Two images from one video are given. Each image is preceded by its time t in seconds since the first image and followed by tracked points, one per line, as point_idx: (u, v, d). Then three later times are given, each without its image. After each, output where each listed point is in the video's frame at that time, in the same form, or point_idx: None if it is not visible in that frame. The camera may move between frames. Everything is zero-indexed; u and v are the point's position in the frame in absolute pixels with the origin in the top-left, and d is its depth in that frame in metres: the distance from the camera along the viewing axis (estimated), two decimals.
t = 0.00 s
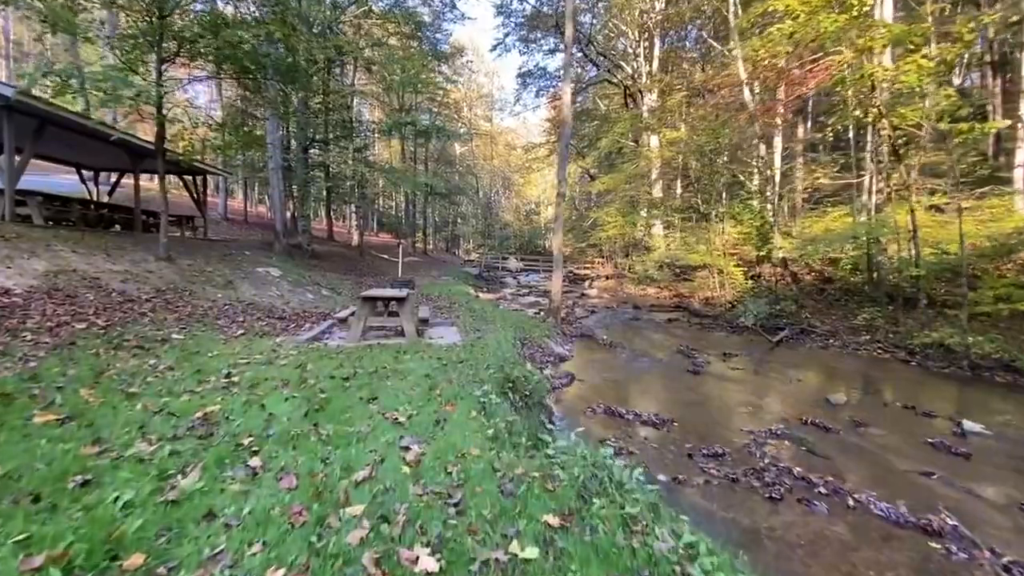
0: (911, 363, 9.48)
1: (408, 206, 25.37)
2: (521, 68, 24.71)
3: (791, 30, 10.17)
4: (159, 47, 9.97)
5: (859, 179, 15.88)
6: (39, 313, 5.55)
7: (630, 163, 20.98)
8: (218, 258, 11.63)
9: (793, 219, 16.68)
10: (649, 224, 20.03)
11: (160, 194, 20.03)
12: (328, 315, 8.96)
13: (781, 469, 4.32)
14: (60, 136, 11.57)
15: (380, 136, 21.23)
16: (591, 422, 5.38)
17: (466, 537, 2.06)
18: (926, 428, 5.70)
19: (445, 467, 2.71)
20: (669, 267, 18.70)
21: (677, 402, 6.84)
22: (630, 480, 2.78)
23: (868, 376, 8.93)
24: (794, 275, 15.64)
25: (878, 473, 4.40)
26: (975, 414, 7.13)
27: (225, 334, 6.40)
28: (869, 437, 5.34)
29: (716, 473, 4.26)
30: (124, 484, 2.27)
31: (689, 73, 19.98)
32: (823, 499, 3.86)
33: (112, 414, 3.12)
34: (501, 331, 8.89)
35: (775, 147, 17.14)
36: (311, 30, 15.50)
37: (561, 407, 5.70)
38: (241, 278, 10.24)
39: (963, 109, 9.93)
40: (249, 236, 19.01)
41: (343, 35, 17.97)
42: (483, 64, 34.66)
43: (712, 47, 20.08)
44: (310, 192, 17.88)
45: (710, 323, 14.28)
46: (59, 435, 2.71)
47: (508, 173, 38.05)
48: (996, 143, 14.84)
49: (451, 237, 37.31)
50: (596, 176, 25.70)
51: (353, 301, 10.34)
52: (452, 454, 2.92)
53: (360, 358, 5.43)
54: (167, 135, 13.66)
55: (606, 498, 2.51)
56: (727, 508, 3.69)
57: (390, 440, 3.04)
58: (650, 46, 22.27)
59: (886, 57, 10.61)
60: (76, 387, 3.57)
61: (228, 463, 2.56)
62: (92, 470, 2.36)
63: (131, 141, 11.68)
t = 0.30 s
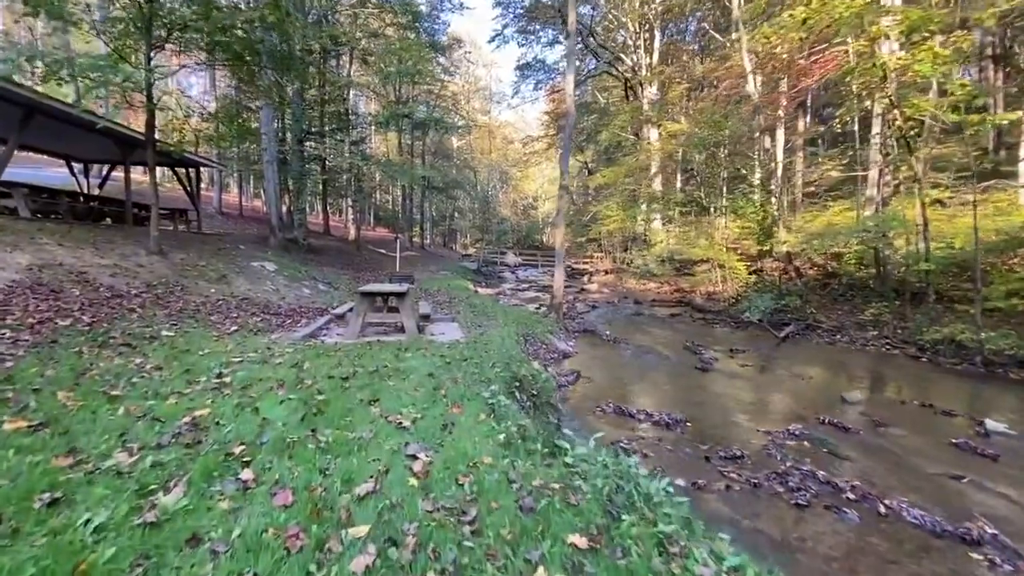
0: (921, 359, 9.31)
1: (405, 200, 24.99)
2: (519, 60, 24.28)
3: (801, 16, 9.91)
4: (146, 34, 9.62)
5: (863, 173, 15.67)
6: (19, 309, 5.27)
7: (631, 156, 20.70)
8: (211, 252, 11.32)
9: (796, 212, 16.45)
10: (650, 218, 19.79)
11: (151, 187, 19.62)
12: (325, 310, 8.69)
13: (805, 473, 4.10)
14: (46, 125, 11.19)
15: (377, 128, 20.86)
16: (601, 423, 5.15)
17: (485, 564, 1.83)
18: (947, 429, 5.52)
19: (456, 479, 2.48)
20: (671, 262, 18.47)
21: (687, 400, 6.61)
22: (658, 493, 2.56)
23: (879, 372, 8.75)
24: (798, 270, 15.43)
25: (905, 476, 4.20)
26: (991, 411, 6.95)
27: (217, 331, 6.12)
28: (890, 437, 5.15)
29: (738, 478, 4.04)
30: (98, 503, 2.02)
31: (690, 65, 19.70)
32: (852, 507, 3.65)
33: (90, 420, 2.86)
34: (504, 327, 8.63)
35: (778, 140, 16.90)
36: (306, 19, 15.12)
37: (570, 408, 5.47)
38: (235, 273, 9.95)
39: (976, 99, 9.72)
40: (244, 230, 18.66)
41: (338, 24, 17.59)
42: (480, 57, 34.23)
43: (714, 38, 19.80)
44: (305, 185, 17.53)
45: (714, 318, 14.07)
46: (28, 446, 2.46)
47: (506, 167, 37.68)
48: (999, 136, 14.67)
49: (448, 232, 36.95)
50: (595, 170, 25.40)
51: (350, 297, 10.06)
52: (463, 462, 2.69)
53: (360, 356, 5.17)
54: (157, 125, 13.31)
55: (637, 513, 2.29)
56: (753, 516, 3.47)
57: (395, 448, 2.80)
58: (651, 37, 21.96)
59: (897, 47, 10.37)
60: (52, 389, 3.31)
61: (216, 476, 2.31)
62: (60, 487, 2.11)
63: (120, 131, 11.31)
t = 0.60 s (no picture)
0: (933, 355, 9.14)
1: (403, 192, 24.66)
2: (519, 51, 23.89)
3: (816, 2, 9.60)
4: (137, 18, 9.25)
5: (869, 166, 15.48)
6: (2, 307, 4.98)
7: (631, 148, 20.43)
8: (206, 246, 11.02)
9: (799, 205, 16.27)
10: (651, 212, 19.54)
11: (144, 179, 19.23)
12: (324, 306, 8.43)
13: (834, 481, 3.89)
14: (33, 113, 10.79)
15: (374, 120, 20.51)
16: (615, 425, 4.93)
17: None
18: (972, 429, 5.34)
19: (476, 499, 2.25)
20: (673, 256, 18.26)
21: (700, 397, 6.40)
22: (698, 514, 2.34)
23: (892, 369, 8.56)
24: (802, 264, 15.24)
25: (938, 483, 4.00)
26: (1010, 409, 6.78)
27: (212, 329, 5.86)
28: (916, 439, 4.95)
29: (764, 485, 3.83)
30: (76, 536, 1.79)
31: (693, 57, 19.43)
32: (889, 518, 3.45)
33: (71, 432, 2.61)
34: (508, 323, 8.40)
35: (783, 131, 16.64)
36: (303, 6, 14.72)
37: (580, 409, 5.24)
38: (231, 267, 9.67)
39: (995, 90, 9.46)
40: (240, 223, 18.33)
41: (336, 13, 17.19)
42: (478, 48, 33.78)
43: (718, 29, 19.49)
44: (301, 177, 17.18)
45: (718, 313, 13.87)
46: (0, 465, 2.21)
47: (504, 160, 37.32)
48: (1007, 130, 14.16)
49: (446, 226, 36.63)
50: (595, 162, 25.12)
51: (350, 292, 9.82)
52: (482, 478, 2.46)
53: (364, 356, 4.94)
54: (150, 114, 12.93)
55: (682, 540, 2.08)
56: (785, 529, 3.27)
57: (407, 461, 2.56)
58: (652, 28, 21.58)
59: (910, 37, 10.13)
60: (32, 396, 3.05)
61: (210, 500, 2.07)
62: (33, 517, 1.87)
63: (109, 120, 10.95)
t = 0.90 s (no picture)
0: (946, 349, 8.95)
1: (400, 184, 24.32)
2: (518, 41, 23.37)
3: None
4: None
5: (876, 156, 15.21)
6: None
7: (633, 139, 20.10)
8: (200, 237, 10.73)
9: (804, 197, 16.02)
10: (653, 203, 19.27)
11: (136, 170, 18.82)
12: (323, 299, 8.16)
13: (866, 485, 3.69)
14: (19, 100, 10.39)
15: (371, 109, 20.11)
16: (629, 424, 4.70)
17: None
18: (999, 427, 5.15)
19: (498, 515, 2.02)
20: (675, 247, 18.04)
21: (713, 393, 6.18)
22: (743, 530, 2.12)
23: (906, 364, 8.37)
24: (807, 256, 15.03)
25: (974, 486, 3.80)
26: None
27: (206, 323, 5.60)
28: (944, 438, 4.74)
29: (793, 489, 3.63)
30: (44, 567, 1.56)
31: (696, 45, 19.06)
32: (928, 524, 3.25)
33: (46, 440, 2.36)
34: (512, 317, 8.15)
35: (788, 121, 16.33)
36: None
37: (591, 407, 5.01)
38: (226, 259, 9.39)
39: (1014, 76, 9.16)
40: (235, 214, 18.00)
41: None
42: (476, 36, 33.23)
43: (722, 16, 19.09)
44: (298, 168, 16.82)
45: (723, 306, 13.66)
46: None
47: (502, 151, 36.90)
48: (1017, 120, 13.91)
49: (444, 218, 36.27)
50: (595, 153, 24.79)
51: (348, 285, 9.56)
52: (502, 490, 2.23)
53: (366, 351, 4.69)
54: (140, 102, 12.54)
55: (732, 564, 1.87)
56: (820, 538, 3.07)
57: (418, 471, 2.33)
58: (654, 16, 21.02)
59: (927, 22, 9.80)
60: (7, 397, 2.80)
61: (200, 521, 1.83)
62: None
63: (98, 107, 10.56)
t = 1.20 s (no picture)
0: (959, 346, 8.77)
1: (398, 175, 23.95)
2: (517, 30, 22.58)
3: None
4: None
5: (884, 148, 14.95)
6: None
7: (635, 130, 19.76)
8: (193, 230, 10.43)
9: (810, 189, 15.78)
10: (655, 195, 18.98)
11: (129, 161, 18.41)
12: (321, 295, 7.90)
13: (901, 497, 3.48)
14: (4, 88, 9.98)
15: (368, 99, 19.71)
16: (645, 428, 4.49)
17: None
18: None
19: (524, 552, 1.79)
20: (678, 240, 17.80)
21: (727, 391, 5.97)
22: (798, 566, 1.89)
23: (920, 361, 8.17)
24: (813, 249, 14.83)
25: (1013, 496, 3.60)
26: None
27: (199, 321, 5.34)
28: (974, 442, 4.53)
29: (824, 501, 3.42)
30: None
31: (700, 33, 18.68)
32: (972, 541, 3.05)
33: (14, 462, 2.11)
34: (517, 313, 7.91)
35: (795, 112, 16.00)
36: None
37: (604, 410, 4.78)
38: (221, 253, 9.11)
39: None
40: (230, 206, 17.65)
41: None
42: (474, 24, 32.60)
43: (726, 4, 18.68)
44: (294, 159, 16.44)
45: (728, 300, 13.44)
46: None
47: (501, 142, 36.47)
48: None
49: (442, 210, 35.89)
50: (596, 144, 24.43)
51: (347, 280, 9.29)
52: (526, 519, 1.99)
53: (368, 353, 4.44)
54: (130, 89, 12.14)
55: None
56: (860, 557, 2.86)
57: (431, 496, 2.09)
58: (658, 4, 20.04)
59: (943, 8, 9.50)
60: None
61: (185, 565, 1.59)
62: None
63: (88, 95, 10.18)
